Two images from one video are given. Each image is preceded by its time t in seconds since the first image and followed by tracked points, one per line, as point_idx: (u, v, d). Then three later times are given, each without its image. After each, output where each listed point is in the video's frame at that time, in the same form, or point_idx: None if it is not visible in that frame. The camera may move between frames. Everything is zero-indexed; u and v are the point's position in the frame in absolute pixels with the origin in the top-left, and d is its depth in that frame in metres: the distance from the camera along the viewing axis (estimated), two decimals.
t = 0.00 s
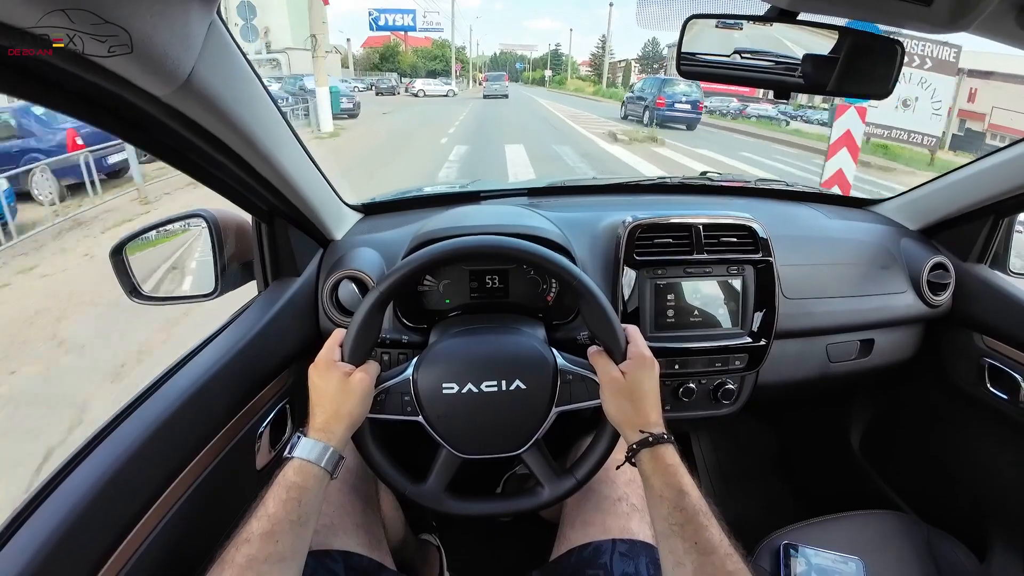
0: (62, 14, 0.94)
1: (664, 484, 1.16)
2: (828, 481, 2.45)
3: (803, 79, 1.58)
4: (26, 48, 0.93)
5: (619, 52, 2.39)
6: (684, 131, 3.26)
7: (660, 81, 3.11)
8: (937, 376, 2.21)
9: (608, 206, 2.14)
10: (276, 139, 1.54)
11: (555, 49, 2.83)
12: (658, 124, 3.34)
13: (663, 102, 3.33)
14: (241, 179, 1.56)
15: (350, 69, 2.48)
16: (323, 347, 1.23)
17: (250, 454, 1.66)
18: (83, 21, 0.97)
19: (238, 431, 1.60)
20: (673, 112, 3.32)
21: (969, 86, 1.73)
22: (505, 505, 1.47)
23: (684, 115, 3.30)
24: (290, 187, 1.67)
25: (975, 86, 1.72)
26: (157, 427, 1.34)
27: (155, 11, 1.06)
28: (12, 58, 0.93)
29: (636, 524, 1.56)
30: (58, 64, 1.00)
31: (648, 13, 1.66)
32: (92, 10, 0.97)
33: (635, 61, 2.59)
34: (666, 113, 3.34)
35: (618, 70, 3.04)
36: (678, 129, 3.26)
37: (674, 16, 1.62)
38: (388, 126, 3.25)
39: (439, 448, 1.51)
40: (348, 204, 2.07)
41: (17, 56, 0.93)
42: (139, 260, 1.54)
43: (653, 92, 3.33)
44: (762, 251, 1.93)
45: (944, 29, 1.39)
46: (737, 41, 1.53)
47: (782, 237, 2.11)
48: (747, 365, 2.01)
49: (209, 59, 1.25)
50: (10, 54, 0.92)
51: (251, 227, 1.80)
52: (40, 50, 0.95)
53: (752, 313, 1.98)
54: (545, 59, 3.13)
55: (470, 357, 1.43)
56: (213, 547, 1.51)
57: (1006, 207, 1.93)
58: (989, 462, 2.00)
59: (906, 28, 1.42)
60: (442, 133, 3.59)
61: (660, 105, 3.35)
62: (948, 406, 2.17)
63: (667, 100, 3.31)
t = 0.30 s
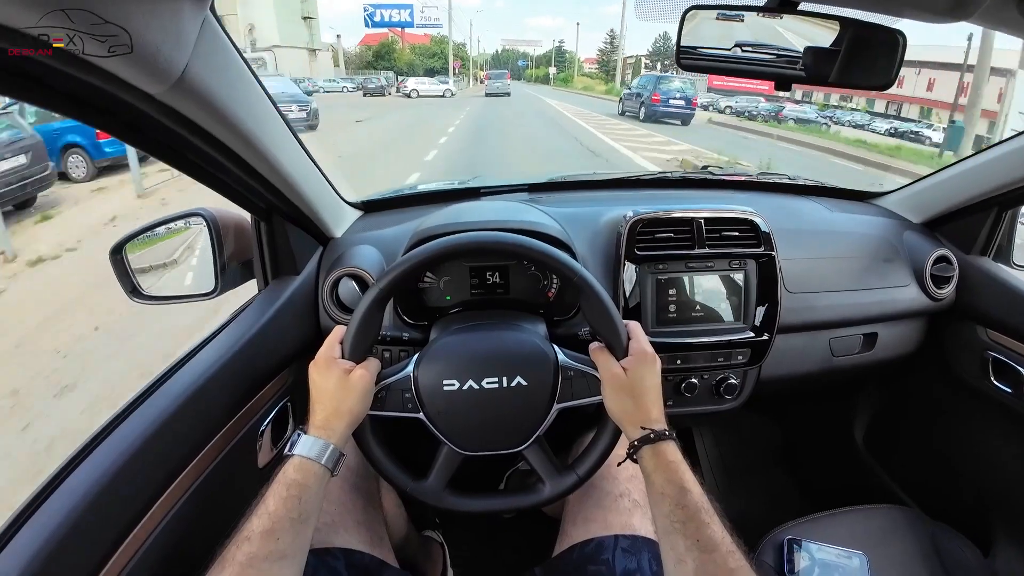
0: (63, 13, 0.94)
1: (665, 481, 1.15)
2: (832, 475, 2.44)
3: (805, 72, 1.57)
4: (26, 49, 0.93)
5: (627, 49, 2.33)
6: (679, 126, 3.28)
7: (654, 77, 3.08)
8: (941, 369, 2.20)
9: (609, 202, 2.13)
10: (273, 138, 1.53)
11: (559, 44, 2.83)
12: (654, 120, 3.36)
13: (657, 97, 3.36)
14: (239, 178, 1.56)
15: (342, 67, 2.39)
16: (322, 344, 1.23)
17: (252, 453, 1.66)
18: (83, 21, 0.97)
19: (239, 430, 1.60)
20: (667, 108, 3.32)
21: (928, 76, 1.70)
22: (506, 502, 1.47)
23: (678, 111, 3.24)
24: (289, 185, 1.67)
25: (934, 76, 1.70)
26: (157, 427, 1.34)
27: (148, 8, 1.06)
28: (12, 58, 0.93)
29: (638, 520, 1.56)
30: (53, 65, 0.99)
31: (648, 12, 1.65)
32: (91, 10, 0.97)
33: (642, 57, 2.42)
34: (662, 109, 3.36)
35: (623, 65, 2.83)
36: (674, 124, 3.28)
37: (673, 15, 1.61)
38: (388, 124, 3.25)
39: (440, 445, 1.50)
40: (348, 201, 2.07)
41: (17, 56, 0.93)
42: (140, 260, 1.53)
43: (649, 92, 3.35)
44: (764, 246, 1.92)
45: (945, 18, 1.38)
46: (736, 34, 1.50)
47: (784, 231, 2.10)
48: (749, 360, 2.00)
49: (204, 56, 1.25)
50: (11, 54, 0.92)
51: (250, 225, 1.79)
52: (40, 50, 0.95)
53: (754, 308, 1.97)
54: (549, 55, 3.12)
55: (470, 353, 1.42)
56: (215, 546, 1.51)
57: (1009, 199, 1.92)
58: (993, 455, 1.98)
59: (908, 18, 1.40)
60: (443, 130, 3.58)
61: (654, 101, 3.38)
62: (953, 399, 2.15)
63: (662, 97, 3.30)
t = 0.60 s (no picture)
0: (62, 14, 0.94)
1: (664, 479, 1.16)
2: (830, 473, 2.45)
3: (806, 71, 1.57)
4: (25, 49, 0.94)
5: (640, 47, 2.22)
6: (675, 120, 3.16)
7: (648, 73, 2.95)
8: (939, 367, 2.20)
9: (609, 200, 2.14)
10: (274, 135, 1.53)
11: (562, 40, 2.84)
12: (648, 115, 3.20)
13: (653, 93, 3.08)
14: (240, 175, 1.56)
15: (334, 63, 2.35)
16: (324, 340, 1.24)
17: (252, 449, 1.67)
18: (83, 21, 0.97)
19: (240, 426, 1.61)
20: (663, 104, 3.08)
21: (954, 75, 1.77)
22: (506, 498, 1.47)
23: (674, 107, 3.05)
24: (289, 182, 1.67)
25: (958, 76, 1.75)
26: (158, 422, 1.35)
27: (151, 7, 1.06)
28: (12, 58, 0.93)
29: (637, 517, 1.57)
30: (55, 62, 1.00)
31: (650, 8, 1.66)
32: (91, 10, 0.97)
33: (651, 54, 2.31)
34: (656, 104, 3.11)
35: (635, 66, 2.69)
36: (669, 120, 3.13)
37: (676, 12, 1.61)
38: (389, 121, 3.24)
39: (439, 441, 1.51)
40: (348, 198, 2.07)
41: (17, 56, 0.94)
42: (140, 258, 1.54)
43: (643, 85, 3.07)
44: (763, 244, 1.92)
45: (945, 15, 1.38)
46: (736, 33, 1.51)
47: (783, 230, 2.10)
48: (748, 358, 2.01)
49: (206, 53, 1.25)
50: (11, 54, 0.93)
51: (251, 222, 1.80)
52: (40, 50, 0.96)
53: (753, 306, 1.97)
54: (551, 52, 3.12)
55: (470, 350, 1.43)
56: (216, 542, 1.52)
57: (1008, 199, 1.92)
58: (990, 453, 1.99)
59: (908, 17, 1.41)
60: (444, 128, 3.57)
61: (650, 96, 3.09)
62: (951, 397, 2.16)
63: (657, 92, 3.01)
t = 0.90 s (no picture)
0: (63, 14, 0.96)
1: (659, 481, 1.16)
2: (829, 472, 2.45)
3: (805, 69, 1.57)
4: (25, 49, 0.94)
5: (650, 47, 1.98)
6: (669, 117, 3.14)
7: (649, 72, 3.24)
8: (938, 366, 2.20)
9: (607, 198, 2.14)
10: (272, 135, 1.54)
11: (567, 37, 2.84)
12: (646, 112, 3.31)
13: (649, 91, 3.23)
14: (237, 174, 1.57)
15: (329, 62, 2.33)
16: (322, 333, 1.24)
17: (250, 447, 1.68)
18: (83, 21, 0.99)
19: (238, 424, 1.62)
20: (658, 101, 3.22)
21: (956, 74, 1.80)
22: (501, 496, 1.48)
23: (668, 105, 3.14)
24: (286, 181, 1.67)
25: (959, 74, 1.79)
26: (157, 419, 1.36)
27: (148, 7, 1.06)
28: (12, 58, 0.94)
29: (633, 515, 1.57)
30: (55, 63, 1.01)
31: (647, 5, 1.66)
32: (92, 10, 0.99)
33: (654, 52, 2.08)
34: (653, 103, 3.25)
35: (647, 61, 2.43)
36: (664, 117, 3.15)
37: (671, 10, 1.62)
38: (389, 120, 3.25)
39: (435, 438, 1.52)
40: (346, 197, 2.08)
41: (17, 56, 0.95)
42: (138, 257, 1.54)
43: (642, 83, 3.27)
44: (761, 242, 1.92)
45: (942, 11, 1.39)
46: (734, 31, 1.51)
47: (781, 228, 2.10)
48: (746, 356, 2.01)
49: (203, 53, 1.25)
50: (11, 54, 0.94)
51: (249, 221, 1.81)
52: (40, 50, 0.96)
53: (751, 304, 1.97)
54: (553, 50, 3.12)
55: (467, 348, 1.43)
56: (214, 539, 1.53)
57: (1006, 198, 1.92)
58: (990, 452, 1.99)
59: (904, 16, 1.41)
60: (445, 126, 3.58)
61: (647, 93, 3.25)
62: (950, 396, 2.16)
63: (654, 90, 3.20)
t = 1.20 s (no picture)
0: (62, 14, 0.95)
1: (657, 484, 1.16)
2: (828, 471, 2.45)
3: (806, 68, 1.57)
4: (26, 49, 0.95)
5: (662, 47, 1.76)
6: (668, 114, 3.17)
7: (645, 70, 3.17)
8: (938, 366, 2.20)
9: (608, 198, 2.14)
10: (272, 135, 1.54)
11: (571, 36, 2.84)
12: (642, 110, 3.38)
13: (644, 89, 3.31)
14: (238, 173, 1.57)
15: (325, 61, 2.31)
16: (325, 328, 1.25)
17: (250, 446, 1.68)
18: (84, 21, 0.99)
19: (239, 423, 1.62)
20: (655, 99, 3.24)
21: (941, 71, 1.79)
22: (500, 495, 1.49)
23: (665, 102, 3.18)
24: (287, 181, 1.68)
25: (947, 71, 1.78)
26: (158, 417, 1.37)
27: (149, 7, 1.06)
28: (12, 58, 0.95)
29: (632, 514, 1.58)
30: (55, 63, 1.01)
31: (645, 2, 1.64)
32: (92, 11, 0.98)
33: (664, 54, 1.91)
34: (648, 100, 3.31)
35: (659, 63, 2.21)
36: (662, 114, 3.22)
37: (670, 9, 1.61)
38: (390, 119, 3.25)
39: (434, 435, 1.53)
40: (347, 197, 2.08)
41: (17, 56, 0.95)
42: (141, 257, 1.55)
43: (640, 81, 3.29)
44: (761, 242, 1.93)
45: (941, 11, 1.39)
46: (736, 31, 1.51)
47: (781, 228, 2.11)
48: (745, 356, 2.01)
49: (205, 53, 1.26)
50: (11, 54, 0.94)
51: (249, 221, 1.82)
52: (40, 50, 0.97)
53: (751, 304, 1.98)
54: (555, 49, 3.12)
55: (467, 347, 1.43)
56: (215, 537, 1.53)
57: (1006, 199, 1.92)
58: (989, 453, 1.99)
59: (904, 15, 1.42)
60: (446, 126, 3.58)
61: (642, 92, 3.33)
62: (951, 397, 2.16)
63: (650, 88, 3.22)
